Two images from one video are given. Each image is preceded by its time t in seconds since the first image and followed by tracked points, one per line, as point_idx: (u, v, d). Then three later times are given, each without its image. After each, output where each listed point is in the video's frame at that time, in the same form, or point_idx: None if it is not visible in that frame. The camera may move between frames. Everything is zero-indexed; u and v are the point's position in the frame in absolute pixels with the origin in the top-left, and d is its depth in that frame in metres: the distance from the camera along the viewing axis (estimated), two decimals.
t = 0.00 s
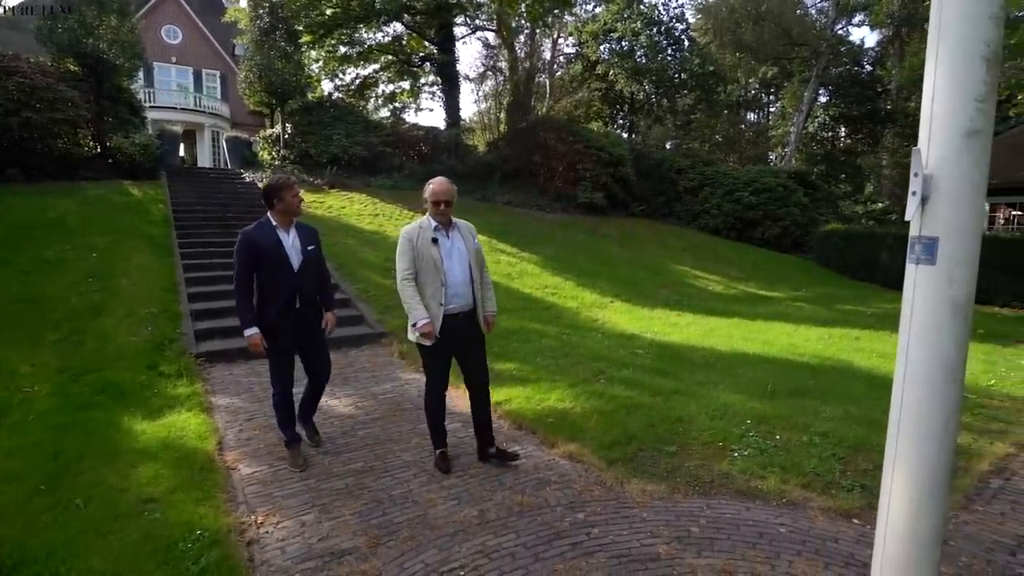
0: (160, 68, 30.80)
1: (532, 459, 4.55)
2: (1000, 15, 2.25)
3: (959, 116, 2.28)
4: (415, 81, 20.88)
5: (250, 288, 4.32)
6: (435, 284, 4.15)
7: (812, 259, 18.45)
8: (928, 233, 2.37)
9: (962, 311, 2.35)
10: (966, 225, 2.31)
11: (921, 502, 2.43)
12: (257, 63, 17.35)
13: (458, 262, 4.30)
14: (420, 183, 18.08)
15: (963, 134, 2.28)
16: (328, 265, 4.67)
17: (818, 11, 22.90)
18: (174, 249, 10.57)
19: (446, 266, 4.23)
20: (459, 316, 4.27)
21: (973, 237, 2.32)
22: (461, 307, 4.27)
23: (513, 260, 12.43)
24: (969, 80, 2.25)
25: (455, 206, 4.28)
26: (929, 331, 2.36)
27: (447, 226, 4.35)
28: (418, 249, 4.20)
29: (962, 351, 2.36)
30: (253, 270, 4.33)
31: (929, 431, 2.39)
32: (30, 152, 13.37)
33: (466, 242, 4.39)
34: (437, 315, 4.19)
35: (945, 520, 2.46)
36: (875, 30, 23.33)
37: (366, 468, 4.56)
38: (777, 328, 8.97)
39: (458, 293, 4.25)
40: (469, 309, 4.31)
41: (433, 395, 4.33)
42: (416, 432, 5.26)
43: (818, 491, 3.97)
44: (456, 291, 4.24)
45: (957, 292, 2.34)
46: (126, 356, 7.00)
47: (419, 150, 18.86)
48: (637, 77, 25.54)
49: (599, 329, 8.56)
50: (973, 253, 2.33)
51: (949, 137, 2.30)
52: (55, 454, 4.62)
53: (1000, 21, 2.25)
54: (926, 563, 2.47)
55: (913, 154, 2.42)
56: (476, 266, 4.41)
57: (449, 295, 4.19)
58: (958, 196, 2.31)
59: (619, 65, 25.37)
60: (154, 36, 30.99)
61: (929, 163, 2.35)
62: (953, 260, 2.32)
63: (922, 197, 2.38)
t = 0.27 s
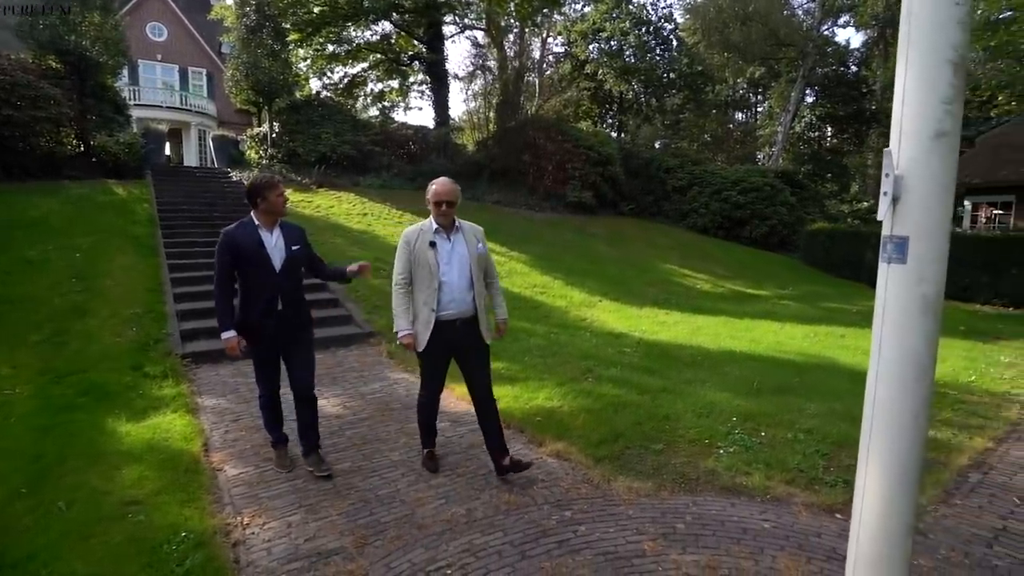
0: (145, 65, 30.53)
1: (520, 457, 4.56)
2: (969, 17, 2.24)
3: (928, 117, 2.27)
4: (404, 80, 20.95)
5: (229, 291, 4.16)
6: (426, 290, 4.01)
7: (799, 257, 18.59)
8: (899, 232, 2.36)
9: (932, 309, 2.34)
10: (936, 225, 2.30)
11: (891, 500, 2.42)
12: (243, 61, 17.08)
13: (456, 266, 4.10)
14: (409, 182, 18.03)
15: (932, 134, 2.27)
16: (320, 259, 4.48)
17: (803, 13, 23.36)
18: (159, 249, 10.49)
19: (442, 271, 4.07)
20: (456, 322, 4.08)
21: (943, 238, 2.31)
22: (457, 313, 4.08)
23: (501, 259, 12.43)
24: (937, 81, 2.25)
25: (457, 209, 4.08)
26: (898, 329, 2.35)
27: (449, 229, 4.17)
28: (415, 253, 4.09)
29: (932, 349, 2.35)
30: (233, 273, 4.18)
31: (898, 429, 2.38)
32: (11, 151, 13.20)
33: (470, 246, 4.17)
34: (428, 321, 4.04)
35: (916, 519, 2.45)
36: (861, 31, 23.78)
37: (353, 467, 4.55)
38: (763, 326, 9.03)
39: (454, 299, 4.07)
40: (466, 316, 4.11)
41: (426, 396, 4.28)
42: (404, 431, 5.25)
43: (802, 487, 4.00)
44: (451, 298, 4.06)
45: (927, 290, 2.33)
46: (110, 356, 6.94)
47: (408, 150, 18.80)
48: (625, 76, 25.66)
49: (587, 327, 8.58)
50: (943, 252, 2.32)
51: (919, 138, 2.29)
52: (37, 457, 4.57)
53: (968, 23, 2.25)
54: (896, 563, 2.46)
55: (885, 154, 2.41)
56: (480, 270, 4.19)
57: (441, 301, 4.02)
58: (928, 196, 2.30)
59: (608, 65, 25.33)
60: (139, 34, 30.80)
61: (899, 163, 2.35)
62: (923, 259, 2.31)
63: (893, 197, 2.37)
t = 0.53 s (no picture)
0: (124, 61, 30.09)
1: (503, 455, 4.57)
2: (927, 23, 2.28)
3: (890, 119, 2.29)
4: (389, 79, 20.90)
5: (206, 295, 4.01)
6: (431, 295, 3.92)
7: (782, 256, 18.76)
8: (862, 231, 2.37)
9: (894, 308, 2.35)
10: (897, 225, 2.32)
11: (854, 497, 2.44)
12: (225, 58, 16.86)
13: (465, 272, 3.95)
14: (394, 181, 17.95)
15: (892, 137, 2.29)
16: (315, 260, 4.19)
17: (786, 14, 23.44)
18: (139, 249, 10.36)
19: (450, 276, 3.94)
20: (463, 329, 3.92)
21: (905, 238, 2.33)
22: (463, 321, 3.92)
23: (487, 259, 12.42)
24: (898, 84, 2.27)
25: (469, 212, 3.91)
26: (862, 327, 2.36)
27: (461, 233, 4.00)
28: (425, 256, 4.00)
29: (894, 346, 2.36)
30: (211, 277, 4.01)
31: (861, 426, 2.39)
32: None
33: (481, 250, 3.98)
34: (432, 327, 3.94)
35: (878, 516, 2.47)
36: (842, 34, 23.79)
37: (335, 467, 4.53)
38: (745, 324, 9.09)
39: (461, 306, 3.90)
40: (472, 324, 3.93)
41: (430, 401, 4.19)
42: (387, 431, 5.23)
43: (780, 482, 4.04)
44: (456, 304, 3.90)
45: (889, 289, 2.34)
46: (88, 358, 6.85)
47: (394, 148, 18.60)
48: (611, 76, 25.74)
49: (571, 326, 8.60)
50: (904, 252, 2.34)
51: (880, 139, 2.31)
52: (12, 460, 4.50)
53: (926, 29, 2.28)
54: (859, 559, 2.47)
55: (848, 155, 2.43)
56: (492, 276, 4.00)
57: (444, 306, 3.90)
58: (890, 197, 2.31)
59: (593, 64, 25.45)
60: (118, 29, 30.37)
61: (862, 164, 2.36)
62: (886, 259, 2.33)
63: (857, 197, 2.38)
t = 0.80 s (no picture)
0: (96, 56, 29.47)
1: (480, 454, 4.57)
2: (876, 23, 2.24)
3: (839, 121, 2.25)
4: (369, 77, 20.78)
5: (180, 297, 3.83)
6: (431, 294, 3.72)
7: (760, 255, 18.95)
8: (814, 231, 2.34)
9: (845, 308, 2.32)
10: (849, 227, 2.29)
11: (807, 496, 2.42)
12: (200, 54, 16.39)
13: (465, 271, 3.77)
14: (374, 180, 17.82)
15: (842, 138, 2.25)
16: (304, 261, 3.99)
17: (763, 16, 23.66)
18: (112, 249, 10.18)
19: (450, 275, 3.75)
20: (465, 329, 3.74)
21: (854, 239, 2.31)
22: (463, 321, 3.74)
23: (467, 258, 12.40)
24: (848, 87, 2.23)
25: (471, 209, 3.75)
26: (815, 328, 2.33)
27: (462, 231, 3.83)
28: (425, 255, 3.81)
29: (845, 345, 2.34)
30: (186, 279, 3.84)
31: (815, 423, 2.37)
32: None
33: (482, 248, 3.81)
34: (431, 327, 3.73)
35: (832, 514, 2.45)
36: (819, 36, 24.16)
37: (312, 468, 4.49)
38: (721, 322, 9.13)
39: (462, 304, 3.72)
40: (474, 324, 3.75)
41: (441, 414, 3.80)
42: (365, 430, 5.19)
43: (752, 477, 4.07)
44: (456, 304, 3.72)
45: (840, 287, 2.31)
46: (57, 360, 6.72)
47: (374, 147, 18.42)
48: (591, 76, 25.83)
49: (551, 325, 8.61)
50: (856, 252, 2.31)
51: (831, 141, 2.27)
52: None
53: (873, 32, 2.25)
54: (814, 557, 2.46)
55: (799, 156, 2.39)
56: (493, 277, 3.82)
57: (446, 305, 3.70)
58: (840, 198, 2.28)
59: (573, 64, 25.51)
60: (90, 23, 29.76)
61: (813, 165, 2.32)
62: (837, 259, 2.29)
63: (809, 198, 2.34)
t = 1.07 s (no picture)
0: (55, 50, 28.67)
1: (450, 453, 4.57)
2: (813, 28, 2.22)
3: (777, 125, 2.23)
4: (341, 74, 20.58)
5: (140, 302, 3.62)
6: (424, 296, 3.61)
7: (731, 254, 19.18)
8: (756, 232, 2.32)
9: (787, 309, 2.30)
10: (789, 229, 2.27)
11: (752, 497, 2.39)
12: (165, 50, 16.04)
13: (455, 273, 3.69)
14: (346, 179, 17.60)
15: (780, 142, 2.24)
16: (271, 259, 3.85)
17: (733, 19, 23.75)
18: (73, 250, 9.92)
19: (440, 277, 3.66)
20: (455, 332, 3.65)
21: (795, 242, 2.29)
22: (455, 325, 3.65)
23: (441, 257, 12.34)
24: (786, 92, 2.21)
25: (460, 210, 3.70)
26: (757, 328, 2.30)
27: (450, 233, 3.76)
28: (411, 256, 3.69)
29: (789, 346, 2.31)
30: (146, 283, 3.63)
31: (758, 423, 2.34)
32: None
33: (471, 251, 3.76)
34: (422, 331, 3.61)
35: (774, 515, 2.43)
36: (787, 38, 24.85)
37: (279, 470, 4.42)
38: (691, 321, 9.20)
39: (453, 308, 3.63)
40: (465, 329, 3.68)
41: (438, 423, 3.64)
42: (334, 432, 5.14)
43: (717, 472, 4.12)
44: (449, 307, 3.63)
45: (781, 287, 2.29)
46: (14, 364, 6.52)
47: (346, 146, 18.23)
48: (565, 76, 25.92)
49: (523, 324, 8.61)
50: (796, 253, 2.29)
51: (771, 145, 2.26)
52: None
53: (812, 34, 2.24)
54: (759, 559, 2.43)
55: (742, 159, 2.37)
56: (481, 280, 3.78)
57: (439, 308, 3.61)
58: (780, 201, 2.26)
59: (547, 64, 25.61)
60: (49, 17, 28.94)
61: (755, 168, 2.30)
62: (778, 261, 2.27)
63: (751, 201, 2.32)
